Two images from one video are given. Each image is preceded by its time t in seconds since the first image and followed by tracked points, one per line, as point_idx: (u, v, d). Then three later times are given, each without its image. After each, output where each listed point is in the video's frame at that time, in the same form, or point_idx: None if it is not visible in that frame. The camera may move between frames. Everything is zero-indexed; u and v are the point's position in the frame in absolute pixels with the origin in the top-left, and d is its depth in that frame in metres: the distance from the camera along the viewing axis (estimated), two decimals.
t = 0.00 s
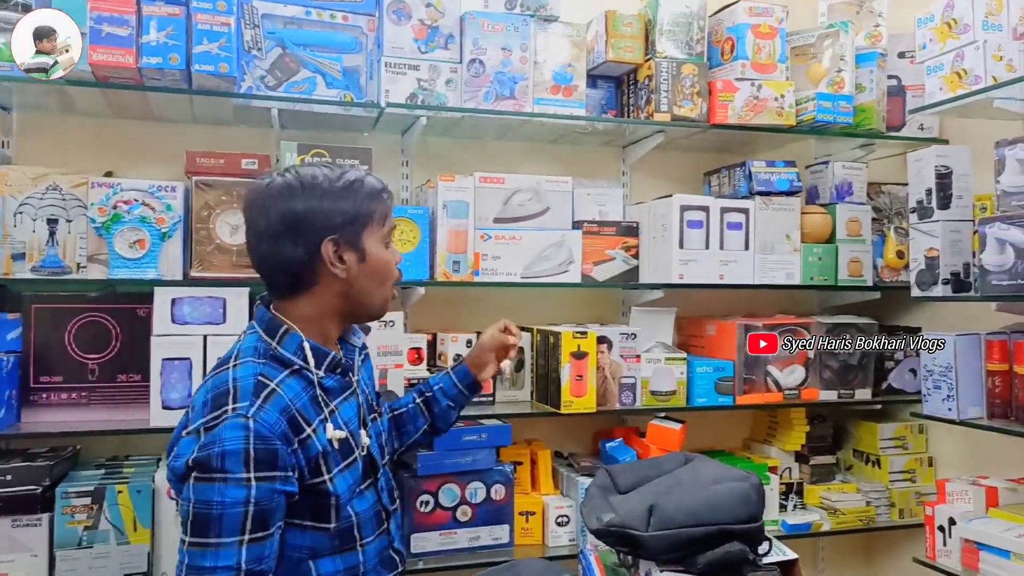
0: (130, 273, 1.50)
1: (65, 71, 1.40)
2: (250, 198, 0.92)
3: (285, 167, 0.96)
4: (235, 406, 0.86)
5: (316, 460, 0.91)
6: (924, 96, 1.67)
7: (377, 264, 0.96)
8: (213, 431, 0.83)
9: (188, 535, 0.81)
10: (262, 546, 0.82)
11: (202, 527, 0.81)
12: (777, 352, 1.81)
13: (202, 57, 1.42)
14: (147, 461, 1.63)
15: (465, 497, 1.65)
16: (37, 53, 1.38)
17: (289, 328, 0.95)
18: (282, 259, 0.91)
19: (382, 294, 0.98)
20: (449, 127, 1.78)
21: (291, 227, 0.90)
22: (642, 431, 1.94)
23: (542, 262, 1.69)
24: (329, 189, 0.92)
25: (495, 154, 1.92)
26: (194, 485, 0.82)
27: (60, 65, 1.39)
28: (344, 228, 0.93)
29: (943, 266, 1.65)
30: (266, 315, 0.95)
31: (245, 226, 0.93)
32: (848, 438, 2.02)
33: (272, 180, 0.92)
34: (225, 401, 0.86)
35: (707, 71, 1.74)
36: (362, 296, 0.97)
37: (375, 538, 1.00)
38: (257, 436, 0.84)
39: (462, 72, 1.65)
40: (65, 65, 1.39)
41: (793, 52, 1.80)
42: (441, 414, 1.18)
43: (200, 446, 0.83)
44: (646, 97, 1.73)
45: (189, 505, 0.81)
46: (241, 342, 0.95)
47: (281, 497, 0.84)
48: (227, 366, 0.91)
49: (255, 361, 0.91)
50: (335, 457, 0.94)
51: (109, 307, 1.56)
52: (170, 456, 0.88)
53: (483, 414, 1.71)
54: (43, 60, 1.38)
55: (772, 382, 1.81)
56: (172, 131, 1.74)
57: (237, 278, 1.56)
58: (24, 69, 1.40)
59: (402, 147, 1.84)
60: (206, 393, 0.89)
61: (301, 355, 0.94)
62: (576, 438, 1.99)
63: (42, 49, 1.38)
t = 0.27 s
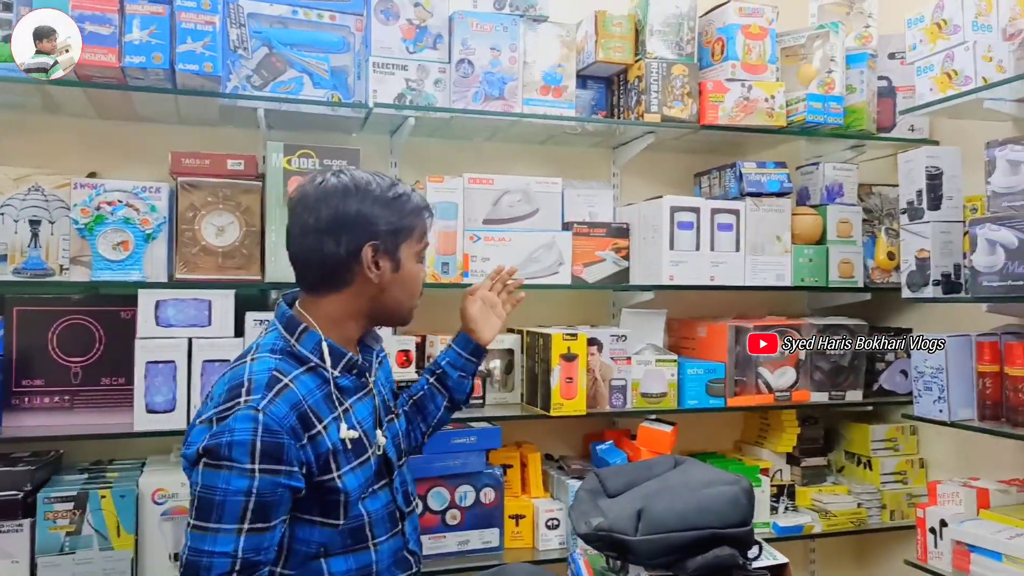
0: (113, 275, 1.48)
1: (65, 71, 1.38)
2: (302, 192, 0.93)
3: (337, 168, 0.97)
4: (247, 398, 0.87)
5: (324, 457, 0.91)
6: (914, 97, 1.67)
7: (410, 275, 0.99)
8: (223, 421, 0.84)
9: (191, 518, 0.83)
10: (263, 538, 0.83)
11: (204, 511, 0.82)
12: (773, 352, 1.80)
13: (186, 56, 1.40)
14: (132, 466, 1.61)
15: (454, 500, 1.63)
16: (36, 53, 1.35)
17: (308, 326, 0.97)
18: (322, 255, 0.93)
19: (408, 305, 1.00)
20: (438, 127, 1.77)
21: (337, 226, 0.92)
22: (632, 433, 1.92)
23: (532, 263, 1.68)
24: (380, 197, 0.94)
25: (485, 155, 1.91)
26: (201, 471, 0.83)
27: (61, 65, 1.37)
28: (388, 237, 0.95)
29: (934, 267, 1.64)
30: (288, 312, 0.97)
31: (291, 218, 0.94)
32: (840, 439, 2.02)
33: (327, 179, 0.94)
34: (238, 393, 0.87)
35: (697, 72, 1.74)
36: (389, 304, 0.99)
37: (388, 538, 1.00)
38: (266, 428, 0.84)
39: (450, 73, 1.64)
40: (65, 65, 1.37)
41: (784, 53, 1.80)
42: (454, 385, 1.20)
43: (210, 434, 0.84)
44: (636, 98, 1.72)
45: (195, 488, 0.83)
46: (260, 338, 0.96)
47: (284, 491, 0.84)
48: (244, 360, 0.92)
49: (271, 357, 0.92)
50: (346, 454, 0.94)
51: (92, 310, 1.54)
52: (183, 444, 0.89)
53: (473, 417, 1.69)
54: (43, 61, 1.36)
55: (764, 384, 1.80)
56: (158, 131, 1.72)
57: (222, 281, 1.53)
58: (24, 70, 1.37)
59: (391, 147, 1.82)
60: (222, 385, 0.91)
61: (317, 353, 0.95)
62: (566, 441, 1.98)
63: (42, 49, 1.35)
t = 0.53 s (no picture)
0: (102, 273, 1.46)
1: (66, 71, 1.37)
2: (323, 196, 0.97)
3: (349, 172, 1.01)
4: (261, 401, 0.93)
5: (337, 458, 0.98)
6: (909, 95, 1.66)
7: (421, 275, 1.06)
8: (237, 422, 0.90)
9: (203, 515, 0.88)
10: (272, 537, 0.88)
11: (216, 509, 0.87)
12: (768, 352, 1.79)
13: (175, 52, 1.39)
14: (122, 466, 1.60)
15: (447, 500, 1.62)
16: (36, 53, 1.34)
17: (320, 329, 1.03)
18: (345, 258, 0.98)
19: (420, 303, 1.08)
20: (431, 125, 1.75)
21: (360, 231, 0.97)
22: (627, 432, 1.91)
23: (526, 262, 1.67)
24: (397, 201, 1.00)
25: (479, 153, 1.90)
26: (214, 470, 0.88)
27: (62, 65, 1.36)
28: (405, 239, 1.01)
29: (930, 266, 1.63)
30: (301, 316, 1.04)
31: (310, 223, 0.98)
32: (835, 439, 2.01)
33: (345, 184, 0.98)
34: (252, 395, 0.93)
35: (692, 69, 1.73)
36: (402, 302, 1.06)
37: (401, 536, 1.08)
38: (278, 430, 0.90)
39: (443, 69, 1.62)
40: (65, 66, 1.36)
41: (779, 51, 1.79)
42: (488, 413, 1.38)
43: (224, 435, 0.90)
44: (631, 95, 1.71)
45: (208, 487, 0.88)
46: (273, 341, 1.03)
47: (294, 493, 0.90)
48: (258, 363, 0.98)
49: (284, 360, 0.98)
50: (359, 456, 1.02)
51: (82, 309, 1.53)
52: (198, 444, 0.95)
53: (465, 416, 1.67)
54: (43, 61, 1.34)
55: (758, 383, 1.79)
56: (149, 129, 1.70)
57: (213, 280, 1.52)
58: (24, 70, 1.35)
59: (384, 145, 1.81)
60: (237, 386, 0.97)
61: (329, 356, 1.02)
62: (561, 441, 1.97)
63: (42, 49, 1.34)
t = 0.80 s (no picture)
0: (95, 271, 1.45)
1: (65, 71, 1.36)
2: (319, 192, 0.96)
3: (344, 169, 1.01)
4: (255, 400, 0.92)
5: (332, 458, 0.98)
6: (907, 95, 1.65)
7: (416, 273, 1.05)
8: (231, 423, 0.89)
9: (200, 519, 0.87)
10: (270, 540, 0.87)
11: (213, 513, 0.86)
12: (766, 352, 1.78)
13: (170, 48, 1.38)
14: (115, 465, 1.58)
15: (443, 501, 1.61)
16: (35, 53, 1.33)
17: (314, 328, 1.02)
18: (342, 256, 0.97)
19: (414, 301, 1.07)
20: (428, 123, 1.74)
21: (357, 228, 0.96)
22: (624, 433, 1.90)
23: (523, 261, 1.66)
24: (393, 198, 0.99)
25: (476, 152, 1.89)
26: (209, 472, 0.87)
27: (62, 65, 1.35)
28: (401, 237, 1.00)
29: (928, 266, 1.63)
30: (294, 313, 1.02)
31: (306, 220, 0.96)
32: (832, 440, 2.00)
33: (342, 180, 0.97)
34: (246, 395, 0.92)
35: (690, 68, 1.72)
36: (396, 301, 1.05)
37: (393, 536, 1.08)
38: (274, 430, 0.89)
39: (440, 67, 1.61)
40: (65, 65, 1.35)
41: (777, 50, 1.78)
42: (481, 419, 1.40)
43: (218, 436, 0.89)
44: (629, 94, 1.71)
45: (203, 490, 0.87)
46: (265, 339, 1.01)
47: (291, 493, 0.89)
48: (250, 361, 0.97)
49: (278, 358, 0.97)
50: (353, 456, 1.01)
51: (74, 307, 1.51)
52: (190, 445, 0.93)
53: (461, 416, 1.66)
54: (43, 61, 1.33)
55: (756, 383, 1.78)
56: (143, 126, 1.69)
57: (208, 277, 1.51)
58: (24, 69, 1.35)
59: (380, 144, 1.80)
60: (228, 386, 0.95)
61: (323, 355, 1.00)
62: (557, 441, 1.96)
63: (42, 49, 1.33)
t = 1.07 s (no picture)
0: (92, 271, 1.44)
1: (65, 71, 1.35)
2: (289, 191, 0.94)
3: (319, 168, 0.99)
4: (224, 411, 0.90)
5: (307, 467, 0.97)
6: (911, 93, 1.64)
7: (392, 276, 1.03)
8: (202, 438, 0.87)
9: (181, 541, 0.86)
10: (257, 553, 0.88)
11: (196, 534, 0.85)
12: (768, 352, 1.77)
13: (168, 46, 1.37)
14: (113, 467, 1.57)
15: (444, 502, 1.60)
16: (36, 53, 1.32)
17: (285, 332, 1.01)
18: (311, 257, 0.95)
19: (391, 305, 1.06)
20: (428, 121, 1.73)
21: (327, 229, 0.94)
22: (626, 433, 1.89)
23: (525, 260, 1.65)
24: (367, 198, 0.97)
25: (476, 150, 1.87)
26: (185, 492, 0.86)
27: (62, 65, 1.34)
28: (374, 238, 0.99)
29: (931, 266, 1.62)
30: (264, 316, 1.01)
31: (276, 219, 0.95)
32: (836, 441, 1.99)
33: (313, 179, 0.95)
34: (214, 406, 0.90)
35: (692, 66, 1.71)
36: (372, 304, 1.04)
37: (369, 543, 1.08)
38: (247, 442, 0.88)
39: (440, 65, 1.60)
40: (65, 66, 1.34)
41: (779, 48, 1.78)
42: (455, 438, 1.39)
43: (189, 452, 0.87)
44: (630, 92, 1.69)
45: (182, 511, 0.86)
46: (232, 345, 0.99)
47: (272, 504, 0.89)
48: (217, 369, 0.95)
49: (246, 365, 0.95)
50: (325, 464, 1.00)
51: (72, 307, 1.50)
52: (158, 458, 0.91)
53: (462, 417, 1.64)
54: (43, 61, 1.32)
55: (759, 384, 1.77)
56: (141, 125, 1.68)
57: (207, 277, 1.49)
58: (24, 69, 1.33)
59: (380, 142, 1.79)
60: (194, 395, 0.93)
61: (295, 360, 1.00)
62: (557, 442, 1.95)
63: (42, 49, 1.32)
